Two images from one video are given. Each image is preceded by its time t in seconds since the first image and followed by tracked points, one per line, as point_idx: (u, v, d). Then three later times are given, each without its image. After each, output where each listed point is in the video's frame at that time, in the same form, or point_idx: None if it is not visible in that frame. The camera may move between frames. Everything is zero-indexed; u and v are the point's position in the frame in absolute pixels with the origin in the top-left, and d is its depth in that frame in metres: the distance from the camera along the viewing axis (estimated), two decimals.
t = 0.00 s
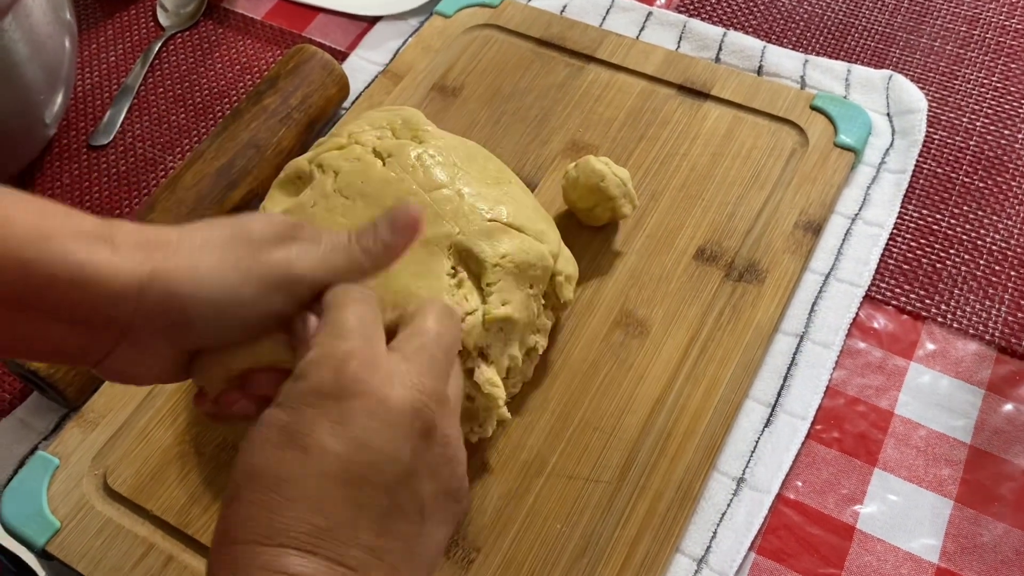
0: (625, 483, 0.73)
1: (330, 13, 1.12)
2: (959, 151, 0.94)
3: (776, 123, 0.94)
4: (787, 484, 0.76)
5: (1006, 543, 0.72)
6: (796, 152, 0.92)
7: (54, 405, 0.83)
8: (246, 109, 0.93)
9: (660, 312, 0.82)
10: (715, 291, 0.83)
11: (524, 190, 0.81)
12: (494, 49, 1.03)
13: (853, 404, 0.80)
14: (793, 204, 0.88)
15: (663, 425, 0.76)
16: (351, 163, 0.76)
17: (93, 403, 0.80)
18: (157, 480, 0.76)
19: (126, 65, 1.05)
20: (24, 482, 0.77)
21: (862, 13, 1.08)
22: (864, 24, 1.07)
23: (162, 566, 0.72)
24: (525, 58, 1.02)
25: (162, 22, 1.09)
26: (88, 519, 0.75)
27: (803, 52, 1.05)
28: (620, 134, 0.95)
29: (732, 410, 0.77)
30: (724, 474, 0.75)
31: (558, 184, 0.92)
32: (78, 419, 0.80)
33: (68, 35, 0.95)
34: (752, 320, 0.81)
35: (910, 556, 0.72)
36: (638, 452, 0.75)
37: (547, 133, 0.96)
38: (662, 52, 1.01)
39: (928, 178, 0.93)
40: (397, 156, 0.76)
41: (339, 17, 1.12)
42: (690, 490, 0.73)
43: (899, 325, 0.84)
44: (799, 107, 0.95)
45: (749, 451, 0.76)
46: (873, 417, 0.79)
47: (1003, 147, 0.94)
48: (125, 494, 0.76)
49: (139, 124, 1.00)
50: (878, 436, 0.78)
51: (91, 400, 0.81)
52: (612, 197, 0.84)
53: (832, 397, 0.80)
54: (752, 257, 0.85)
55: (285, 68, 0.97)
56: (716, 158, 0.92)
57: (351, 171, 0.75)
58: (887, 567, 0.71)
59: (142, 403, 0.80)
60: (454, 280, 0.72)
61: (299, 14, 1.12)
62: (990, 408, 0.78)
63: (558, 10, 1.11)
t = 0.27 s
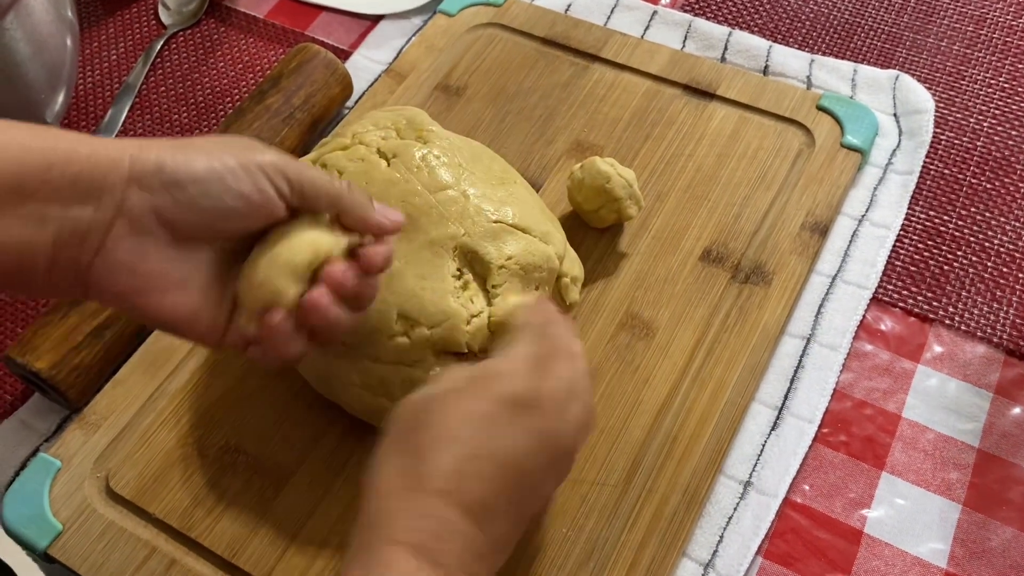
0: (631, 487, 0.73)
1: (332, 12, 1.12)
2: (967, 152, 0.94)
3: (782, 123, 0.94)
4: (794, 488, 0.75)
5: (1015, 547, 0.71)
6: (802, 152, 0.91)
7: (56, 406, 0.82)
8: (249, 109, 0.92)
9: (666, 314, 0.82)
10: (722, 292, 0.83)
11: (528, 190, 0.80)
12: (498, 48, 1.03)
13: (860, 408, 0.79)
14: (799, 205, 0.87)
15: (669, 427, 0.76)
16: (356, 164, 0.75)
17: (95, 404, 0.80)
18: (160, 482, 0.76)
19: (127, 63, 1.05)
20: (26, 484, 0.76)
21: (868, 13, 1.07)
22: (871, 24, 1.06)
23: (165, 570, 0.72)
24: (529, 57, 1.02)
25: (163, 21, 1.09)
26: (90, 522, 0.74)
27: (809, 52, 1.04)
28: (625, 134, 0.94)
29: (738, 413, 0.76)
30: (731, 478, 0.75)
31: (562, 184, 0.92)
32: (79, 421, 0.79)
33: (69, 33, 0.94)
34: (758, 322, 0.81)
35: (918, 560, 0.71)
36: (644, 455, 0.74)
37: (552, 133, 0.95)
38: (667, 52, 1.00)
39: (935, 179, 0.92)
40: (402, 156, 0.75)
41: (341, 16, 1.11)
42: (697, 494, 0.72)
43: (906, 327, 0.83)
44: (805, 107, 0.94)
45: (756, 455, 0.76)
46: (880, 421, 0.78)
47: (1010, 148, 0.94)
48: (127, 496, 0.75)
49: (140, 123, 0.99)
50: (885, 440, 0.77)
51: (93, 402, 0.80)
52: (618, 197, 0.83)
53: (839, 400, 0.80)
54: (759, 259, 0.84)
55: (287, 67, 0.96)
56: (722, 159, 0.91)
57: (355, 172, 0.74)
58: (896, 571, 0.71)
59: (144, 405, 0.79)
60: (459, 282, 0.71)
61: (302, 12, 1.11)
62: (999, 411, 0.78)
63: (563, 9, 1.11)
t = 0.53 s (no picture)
0: (633, 487, 0.73)
1: (334, 11, 1.12)
2: (968, 152, 0.94)
3: (784, 123, 0.94)
4: (796, 489, 0.75)
5: (1016, 548, 0.71)
6: (804, 152, 0.91)
7: (57, 406, 0.82)
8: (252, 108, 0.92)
9: (668, 314, 0.82)
10: (723, 293, 0.83)
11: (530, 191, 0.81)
12: (500, 47, 1.03)
13: (861, 408, 0.79)
14: (801, 205, 0.87)
15: (671, 427, 0.76)
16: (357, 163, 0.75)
17: (96, 404, 0.80)
18: (162, 482, 0.76)
19: (128, 62, 1.05)
20: (28, 484, 0.76)
21: (870, 12, 1.07)
22: (873, 24, 1.06)
23: (167, 570, 0.72)
24: (531, 56, 1.02)
25: (165, 20, 1.09)
26: (92, 521, 0.74)
27: (811, 51, 1.04)
28: (627, 134, 0.94)
29: (740, 413, 0.76)
30: (732, 478, 0.75)
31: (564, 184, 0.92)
32: (81, 420, 0.79)
33: (71, 32, 0.94)
34: (760, 323, 0.81)
35: (920, 561, 0.71)
36: (646, 455, 0.74)
37: (554, 132, 0.95)
38: (668, 51, 1.00)
39: (937, 179, 0.92)
40: (404, 156, 0.75)
41: (342, 15, 1.11)
42: (698, 494, 0.72)
43: (908, 328, 0.83)
44: (807, 107, 0.94)
45: (757, 456, 0.76)
46: (882, 421, 0.78)
47: (1012, 148, 0.94)
48: (129, 496, 0.75)
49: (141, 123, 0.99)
50: (887, 440, 0.77)
51: (95, 401, 0.80)
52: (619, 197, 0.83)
53: (841, 401, 0.80)
54: (760, 259, 0.84)
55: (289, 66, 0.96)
56: (724, 159, 0.91)
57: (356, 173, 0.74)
58: (897, 572, 0.71)
59: (146, 404, 0.79)
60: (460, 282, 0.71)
61: (303, 11, 1.11)
62: (1000, 412, 0.78)
63: (564, 8, 1.11)
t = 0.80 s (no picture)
0: (633, 490, 0.72)
1: (333, 9, 1.11)
2: (971, 153, 0.93)
3: (785, 123, 0.93)
4: (796, 491, 0.75)
5: (1019, 552, 0.71)
6: (806, 153, 0.91)
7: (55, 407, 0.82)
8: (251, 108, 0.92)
9: (669, 316, 0.81)
10: (724, 294, 0.82)
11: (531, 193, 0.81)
12: (500, 46, 1.02)
13: (862, 411, 0.79)
14: (802, 205, 0.87)
15: (672, 430, 0.75)
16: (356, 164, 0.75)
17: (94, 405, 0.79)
18: (160, 484, 0.75)
19: (127, 60, 1.04)
20: (25, 486, 0.76)
21: (872, 11, 1.07)
22: (875, 23, 1.06)
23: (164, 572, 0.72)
24: (532, 55, 1.01)
25: (164, 18, 1.08)
26: (89, 524, 0.74)
27: (813, 50, 1.03)
28: (628, 134, 0.94)
29: (741, 416, 0.76)
30: (732, 481, 0.75)
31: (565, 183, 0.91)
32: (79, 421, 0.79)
33: (69, 30, 0.94)
34: (762, 325, 0.80)
35: (921, 565, 0.71)
36: (646, 458, 0.74)
37: (555, 131, 0.95)
38: (670, 50, 0.99)
39: (939, 180, 0.92)
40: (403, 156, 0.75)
41: (341, 13, 1.11)
42: (698, 498, 0.72)
43: (910, 330, 0.83)
44: (809, 107, 0.93)
45: (758, 458, 0.76)
46: (883, 424, 0.78)
47: (1015, 149, 0.93)
48: (127, 498, 0.75)
49: (139, 122, 0.99)
50: (888, 443, 0.77)
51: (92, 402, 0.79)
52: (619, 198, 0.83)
53: (842, 403, 0.79)
54: (762, 261, 0.84)
55: (288, 66, 0.96)
56: (725, 159, 0.91)
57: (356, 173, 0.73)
58: None
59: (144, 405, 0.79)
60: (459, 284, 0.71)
61: (303, 9, 1.11)
62: (1002, 415, 0.78)
63: (565, 7, 1.10)
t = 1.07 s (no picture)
0: (632, 488, 0.72)
1: (333, 6, 1.11)
2: (971, 152, 0.93)
3: (785, 122, 0.93)
4: (795, 490, 0.75)
5: (1017, 551, 0.71)
6: (806, 151, 0.90)
7: (55, 404, 0.82)
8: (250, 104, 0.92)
9: (668, 314, 0.81)
10: (724, 293, 0.82)
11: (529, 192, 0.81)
12: (500, 44, 1.02)
13: (862, 410, 0.79)
14: (802, 204, 0.87)
15: (670, 429, 0.75)
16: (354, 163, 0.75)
17: (93, 402, 0.79)
18: (159, 481, 0.75)
19: (127, 58, 1.04)
20: (24, 483, 0.76)
21: (873, 10, 1.07)
22: (876, 22, 1.06)
23: (164, 569, 0.72)
24: (532, 53, 1.01)
25: (164, 15, 1.08)
26: (89, 520, 0.74)
27: (813, 49, 1.03)
28: (628, 132, 0.94)
29: (740, 414, 0.76)
30: (731, 480, 0.75)
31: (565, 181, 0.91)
32: (78, 418, 0.79)
33: (69, 27, 0.94)
34: (761, 324, 0.80)
35: (919, 564, 0.71)
36: (645, 456, 0.74)
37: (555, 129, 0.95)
38: (670, 48, 0.99)
39: (939, 179, 0.91)
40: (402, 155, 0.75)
41: (341, 11, 1.11)
42: (697, 497, 0.72)
43: (910, 329, 0.83)
44: (810, 105, 0.93)
45: (757, 457, 0.76)
46: (882, 423, 0.78)
47: (1015, 148, 0.93)
48: (126, 495, 0.75)
49: (140, 119, 0.99)
50: (887, 442, 0.77)
51: (91, 399, 0.80)
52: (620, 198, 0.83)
53: (841, 402, 0.79)
54: (761, 259, 0.84)
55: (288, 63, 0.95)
56: (725, 157, 0.91)
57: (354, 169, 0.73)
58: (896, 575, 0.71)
59: (143, 402, 0.79)
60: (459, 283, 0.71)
61: (303, 7, 1.11)
62: (1001, 414, 0.78)
63: (565, 5, 1.10)
